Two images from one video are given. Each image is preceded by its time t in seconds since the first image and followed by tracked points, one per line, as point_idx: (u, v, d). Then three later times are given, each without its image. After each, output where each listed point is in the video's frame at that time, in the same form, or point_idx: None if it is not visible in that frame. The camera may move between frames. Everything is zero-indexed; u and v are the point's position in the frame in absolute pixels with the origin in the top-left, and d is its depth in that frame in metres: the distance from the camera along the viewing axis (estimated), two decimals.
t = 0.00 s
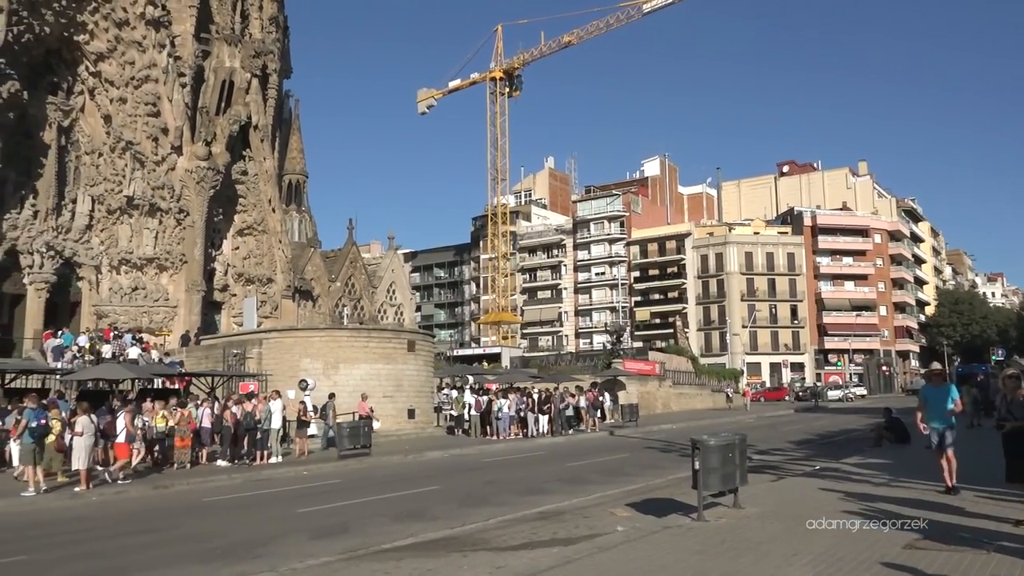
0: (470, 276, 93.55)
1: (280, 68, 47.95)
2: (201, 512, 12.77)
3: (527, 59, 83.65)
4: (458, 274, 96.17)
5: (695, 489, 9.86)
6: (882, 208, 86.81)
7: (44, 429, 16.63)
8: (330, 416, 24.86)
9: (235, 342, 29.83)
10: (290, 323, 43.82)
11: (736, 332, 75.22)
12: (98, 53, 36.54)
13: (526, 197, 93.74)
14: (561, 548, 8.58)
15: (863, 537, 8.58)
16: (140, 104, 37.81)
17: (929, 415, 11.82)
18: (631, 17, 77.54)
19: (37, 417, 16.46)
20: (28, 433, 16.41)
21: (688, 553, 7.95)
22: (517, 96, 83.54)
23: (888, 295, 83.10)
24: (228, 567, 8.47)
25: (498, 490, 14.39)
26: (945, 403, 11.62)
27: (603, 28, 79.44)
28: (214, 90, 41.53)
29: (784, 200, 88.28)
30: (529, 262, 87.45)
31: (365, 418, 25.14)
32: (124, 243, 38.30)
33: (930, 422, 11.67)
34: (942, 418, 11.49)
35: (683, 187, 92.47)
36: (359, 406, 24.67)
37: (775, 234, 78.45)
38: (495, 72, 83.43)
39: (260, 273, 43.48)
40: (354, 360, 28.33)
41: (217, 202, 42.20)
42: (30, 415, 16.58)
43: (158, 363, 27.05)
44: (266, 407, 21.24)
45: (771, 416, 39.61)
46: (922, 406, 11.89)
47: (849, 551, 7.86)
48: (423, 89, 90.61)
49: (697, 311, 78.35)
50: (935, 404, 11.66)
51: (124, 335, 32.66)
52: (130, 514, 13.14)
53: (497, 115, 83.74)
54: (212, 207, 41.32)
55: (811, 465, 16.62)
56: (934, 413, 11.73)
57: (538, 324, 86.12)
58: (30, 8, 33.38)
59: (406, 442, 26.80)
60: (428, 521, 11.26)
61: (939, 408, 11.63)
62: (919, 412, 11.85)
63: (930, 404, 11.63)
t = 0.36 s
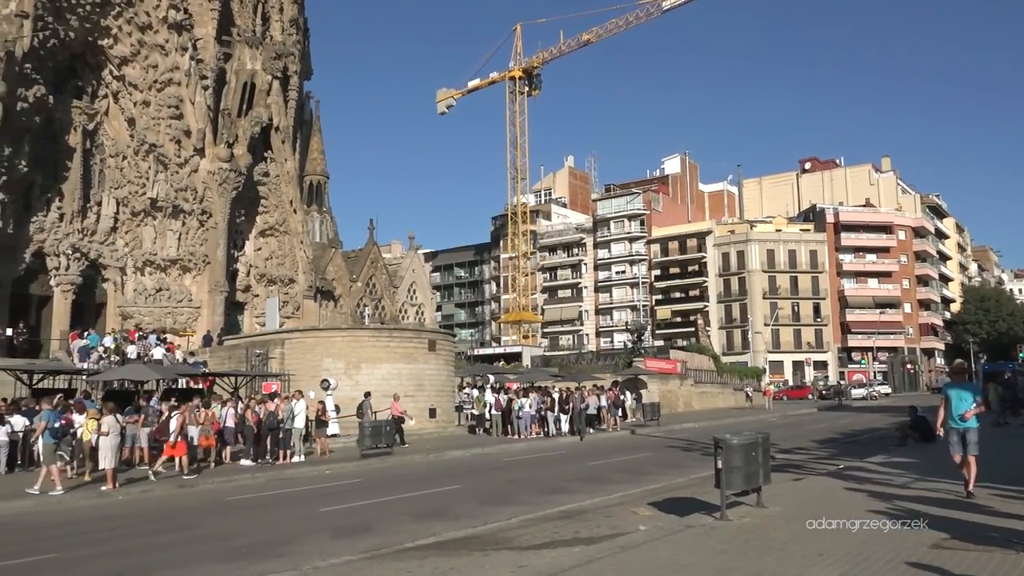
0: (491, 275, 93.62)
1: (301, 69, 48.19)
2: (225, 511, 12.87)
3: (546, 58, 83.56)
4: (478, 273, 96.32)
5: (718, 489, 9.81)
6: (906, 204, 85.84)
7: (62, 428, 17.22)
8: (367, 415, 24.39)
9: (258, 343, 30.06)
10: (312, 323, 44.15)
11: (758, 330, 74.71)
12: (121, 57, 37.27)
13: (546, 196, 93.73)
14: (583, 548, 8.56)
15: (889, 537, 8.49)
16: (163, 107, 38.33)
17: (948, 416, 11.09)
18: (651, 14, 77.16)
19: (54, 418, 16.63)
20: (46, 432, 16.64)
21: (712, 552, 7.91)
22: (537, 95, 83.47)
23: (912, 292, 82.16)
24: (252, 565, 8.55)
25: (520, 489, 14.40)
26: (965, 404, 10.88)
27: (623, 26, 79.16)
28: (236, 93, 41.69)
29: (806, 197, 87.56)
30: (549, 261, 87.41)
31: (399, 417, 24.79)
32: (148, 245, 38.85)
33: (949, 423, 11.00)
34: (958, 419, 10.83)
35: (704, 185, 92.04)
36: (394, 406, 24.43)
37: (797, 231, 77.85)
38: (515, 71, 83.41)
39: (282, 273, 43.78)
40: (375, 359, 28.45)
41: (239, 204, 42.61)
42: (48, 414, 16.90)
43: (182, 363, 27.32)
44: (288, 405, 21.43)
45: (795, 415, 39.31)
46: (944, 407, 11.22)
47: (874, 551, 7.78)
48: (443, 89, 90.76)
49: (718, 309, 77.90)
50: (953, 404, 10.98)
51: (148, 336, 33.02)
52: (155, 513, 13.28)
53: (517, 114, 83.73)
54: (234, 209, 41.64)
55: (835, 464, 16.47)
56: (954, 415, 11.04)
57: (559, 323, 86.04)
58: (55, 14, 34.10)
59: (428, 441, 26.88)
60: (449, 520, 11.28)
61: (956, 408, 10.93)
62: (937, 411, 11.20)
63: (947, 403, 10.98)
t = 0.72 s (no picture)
0: (507, 274, 93.64)
1: (318, 71, 48.47)
2: (244, 510, 12.95)
3: (562, 56, 83.46)
4: (495, 273, 96.40)
5: (737, 488, 9.77)
6: (927, 200, 84.99)
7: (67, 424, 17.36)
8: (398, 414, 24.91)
9: (276, 342, 30.24)
10: (330, 323, 44.22)
11: (777, 328, 74.26)
12: (140, 59, 37.67)
13: (562, 195, 93.71)
14: (602, 547, 8.55)
15: (912, 536, 8.41)
16: (182, 109, 38.55)
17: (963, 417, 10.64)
18: (667, 12, 76.84)
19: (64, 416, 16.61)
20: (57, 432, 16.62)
21: (731, 552, 7.87)
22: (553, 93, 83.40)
23: (933, 289, 81.37)
24: (273, 563, 8.60)
25: (538, 488, 14.40)
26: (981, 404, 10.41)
27: (639, 24, 78.94)
28: (254, 94, 41.86)
29: (824, 194, 86.93)
30: (565, 259, 87.28)
31: (428, 417, 25.08)
32: (167, 245, 39.24)
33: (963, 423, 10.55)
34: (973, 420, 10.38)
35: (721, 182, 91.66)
36: (423, 405, 24.45)
37: (816, 229, 77.31)
38: (530, 70, 83.40)
39: (300, 273, 43.97)
40: (393, 359, 28.54)
41: (257, 204, 42.79)
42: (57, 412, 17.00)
43: (202, 363, 27.55)
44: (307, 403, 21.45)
45: (814, 414, 39.04)
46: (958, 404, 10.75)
47: (897, 551, 7.71)
48: (459, 89, 90.88)
49: (736, 308, 77.47)
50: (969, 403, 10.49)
51: (168, 335, 33.30)
52: (175, 511, 13.38)
53: (533, 113, 83.69)
54: (252, 210, 41.76)
55: (856, 463, 16.34)
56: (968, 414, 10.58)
57: (576, 322, 85.95)
58: (76, 17, 34.57)
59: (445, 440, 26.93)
60: (468, 518, 11.29)
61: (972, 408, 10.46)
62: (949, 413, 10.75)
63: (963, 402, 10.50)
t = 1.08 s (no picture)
0: (529, 273, 93.53)
1: (339, 71, 48.73)
2: (268, 508, 13.05)
3: (583, 55, 83.28)
4: (516, 272, 96.34)
5: (761, 487, 9.71)
6: (953, 197, 83.93)
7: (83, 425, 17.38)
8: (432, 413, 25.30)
9: (298, 341, 30.45)
10: (352, 323, 44.56)
11: (800, 327, 73.64)
12: (164, 62, 38.11)
13: (583, 194, 93.62)
14: (624, 546, 8.52)
15: (938, 536, 8.32)
16: (206, 111, 38.96)
17: (978, 416, 10.43)
18: (689, 9, 76.43)
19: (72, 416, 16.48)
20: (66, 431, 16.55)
21: (756, 552, 7.83)
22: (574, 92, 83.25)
23: (960, 287, 80.44)
24: (296, 561, 8.66)
25: (560, 487, 14.37)
26: (996, 402, 10.22)
27: (660, 21, 78.59)
28: (276, 95, 42.21)
29: (849, 191, 86.10)
30: (587, 258, 87.10)
31: (461, 415, 25.30)
32: (192, 245, 39.70)
33: (979, 423, 10.34)
34: (991, 420, 10.19)
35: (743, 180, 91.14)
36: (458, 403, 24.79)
37: (840, 226, 76.60)
38: (551, 69, 83.31)
39: (322, 273, 44.16)
40: (414, 358, 28.62)
41: (279, 205, 43.03)
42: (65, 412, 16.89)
43: (226, 362, 27.79)
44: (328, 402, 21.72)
45: (838, 413, 38.69)
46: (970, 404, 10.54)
47: (923, 551, 7.63)
48: (480, 87, 90.94)
49: (759, 306, 76.92)
50: (985, 402, 10.28)
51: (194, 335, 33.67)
52: (201, 508, 13.52)
53: (554, 111, 83.61)
54: (275, 210, 42.15)
55: (881, 463, 16.18)
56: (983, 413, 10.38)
57: (597, 320, 85.82)
58: (102, 21, 35.03)
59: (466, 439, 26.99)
60: (489, 517, 11.31)
61: (988, 407, 10.26)
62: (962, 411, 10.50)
63: (979, 402, 10.28)
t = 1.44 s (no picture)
0: (545, 272, 93.47)
1: (357, 71, 48.93)
2: (287, 506, 13.12)
3: (600, 53, 83.15)
4: (533, 270, 96.34)
5: (780, 486, 9.65)
6: (974, 194, 83.09)
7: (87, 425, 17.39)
8: (458, 412, 25.60)
9: (317, 340, 30.65)
10: (369, 322, 44.60)
11: (819, 325, 73.09)
12: (183, 62, 38.42)
13: (600, 192, 93.52)
14: (642, 545, 8.48)
15: (960, 537, 8.23)
16: (224, 111, 39.19)
17: (994, 420, 9.80)
18: (706, 6, 76.13)
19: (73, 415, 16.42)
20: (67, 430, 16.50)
21: (775, 552, 7.77)
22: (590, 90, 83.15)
23: (981, 285, 79.66)
24: (314, 559, 8.68)
25: (577, 486, 14.35)
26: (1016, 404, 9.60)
27: (677, 18, 78.29)
28: (294, 95, 42.50)
29: (868, 189, 85.42)
30: (603, 256, 86.96)
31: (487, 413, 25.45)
32: (210, 245, 40.04)
33: (993, 425, 9.72)
34: (1005, 421, 9.55)
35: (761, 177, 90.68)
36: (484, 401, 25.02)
37: (859, 224, 76.02)
38: (567, 67, 83.23)
39: (339, 272, 44.28)
40: (432, 357, 28.68)
41: (297, 204, 43.29)
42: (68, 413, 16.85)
43: (245, 360, 28.03)
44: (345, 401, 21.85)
45: (858, 412, 38.39)
46: (988, 408, 9.95)
47: (944, 552, 7.55)
48: (496, 86, 90.99)
49: (777, 304, 76.48)
50: (1002, 404, 9.69)
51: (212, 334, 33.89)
52: (219, 506, 13.60)
53: (570, 109, 83.54)
54: (293, 209, 42.33)
55: (901, 463, 16.01)
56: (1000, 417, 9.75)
57: (614, 319, 85.69)
58: (121, 22, 35.34)
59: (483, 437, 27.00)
60: (506, 516, 11.31)
61: (1004, 409, 9.65)
62: (978, 414, 9.94)
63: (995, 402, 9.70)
